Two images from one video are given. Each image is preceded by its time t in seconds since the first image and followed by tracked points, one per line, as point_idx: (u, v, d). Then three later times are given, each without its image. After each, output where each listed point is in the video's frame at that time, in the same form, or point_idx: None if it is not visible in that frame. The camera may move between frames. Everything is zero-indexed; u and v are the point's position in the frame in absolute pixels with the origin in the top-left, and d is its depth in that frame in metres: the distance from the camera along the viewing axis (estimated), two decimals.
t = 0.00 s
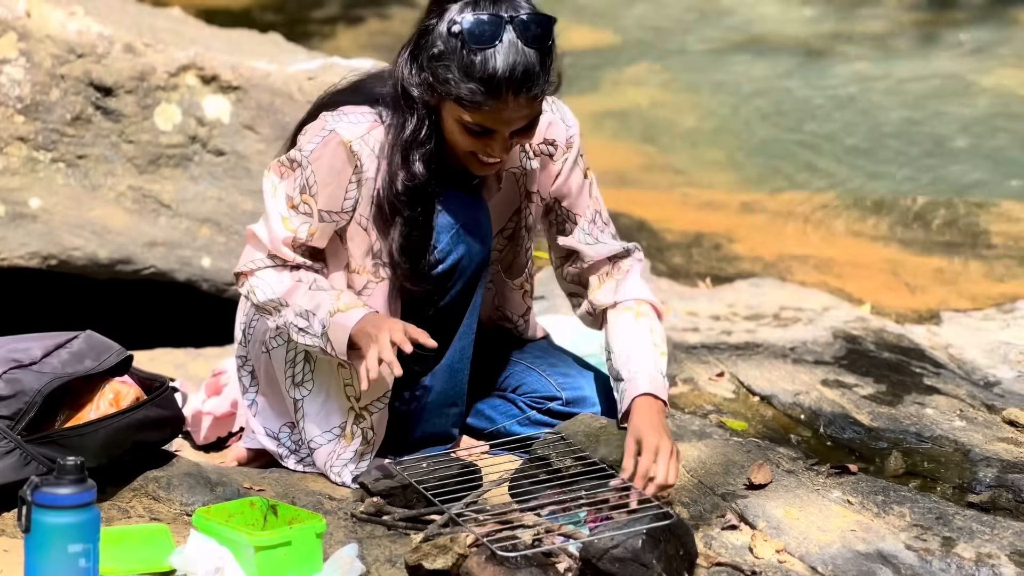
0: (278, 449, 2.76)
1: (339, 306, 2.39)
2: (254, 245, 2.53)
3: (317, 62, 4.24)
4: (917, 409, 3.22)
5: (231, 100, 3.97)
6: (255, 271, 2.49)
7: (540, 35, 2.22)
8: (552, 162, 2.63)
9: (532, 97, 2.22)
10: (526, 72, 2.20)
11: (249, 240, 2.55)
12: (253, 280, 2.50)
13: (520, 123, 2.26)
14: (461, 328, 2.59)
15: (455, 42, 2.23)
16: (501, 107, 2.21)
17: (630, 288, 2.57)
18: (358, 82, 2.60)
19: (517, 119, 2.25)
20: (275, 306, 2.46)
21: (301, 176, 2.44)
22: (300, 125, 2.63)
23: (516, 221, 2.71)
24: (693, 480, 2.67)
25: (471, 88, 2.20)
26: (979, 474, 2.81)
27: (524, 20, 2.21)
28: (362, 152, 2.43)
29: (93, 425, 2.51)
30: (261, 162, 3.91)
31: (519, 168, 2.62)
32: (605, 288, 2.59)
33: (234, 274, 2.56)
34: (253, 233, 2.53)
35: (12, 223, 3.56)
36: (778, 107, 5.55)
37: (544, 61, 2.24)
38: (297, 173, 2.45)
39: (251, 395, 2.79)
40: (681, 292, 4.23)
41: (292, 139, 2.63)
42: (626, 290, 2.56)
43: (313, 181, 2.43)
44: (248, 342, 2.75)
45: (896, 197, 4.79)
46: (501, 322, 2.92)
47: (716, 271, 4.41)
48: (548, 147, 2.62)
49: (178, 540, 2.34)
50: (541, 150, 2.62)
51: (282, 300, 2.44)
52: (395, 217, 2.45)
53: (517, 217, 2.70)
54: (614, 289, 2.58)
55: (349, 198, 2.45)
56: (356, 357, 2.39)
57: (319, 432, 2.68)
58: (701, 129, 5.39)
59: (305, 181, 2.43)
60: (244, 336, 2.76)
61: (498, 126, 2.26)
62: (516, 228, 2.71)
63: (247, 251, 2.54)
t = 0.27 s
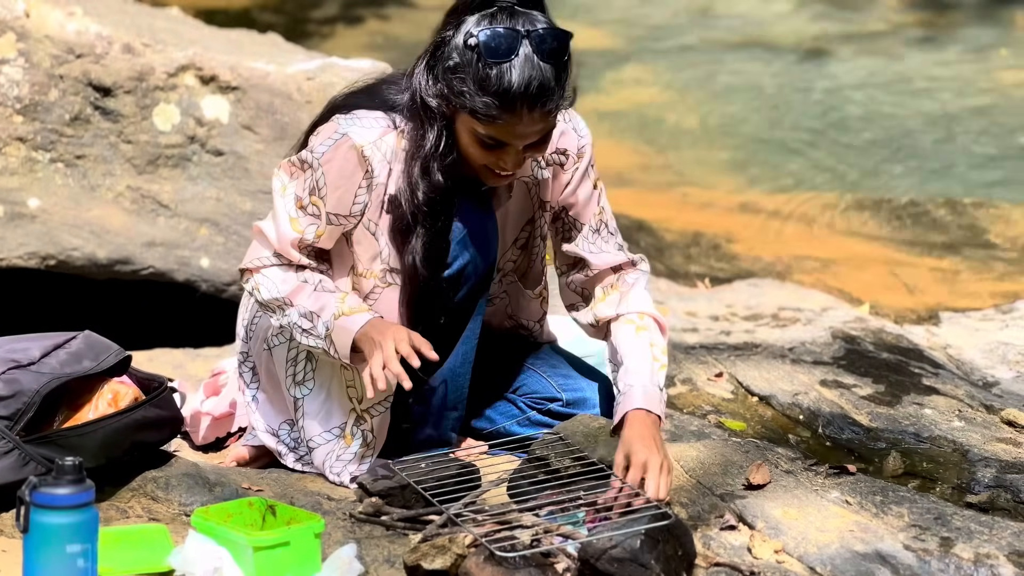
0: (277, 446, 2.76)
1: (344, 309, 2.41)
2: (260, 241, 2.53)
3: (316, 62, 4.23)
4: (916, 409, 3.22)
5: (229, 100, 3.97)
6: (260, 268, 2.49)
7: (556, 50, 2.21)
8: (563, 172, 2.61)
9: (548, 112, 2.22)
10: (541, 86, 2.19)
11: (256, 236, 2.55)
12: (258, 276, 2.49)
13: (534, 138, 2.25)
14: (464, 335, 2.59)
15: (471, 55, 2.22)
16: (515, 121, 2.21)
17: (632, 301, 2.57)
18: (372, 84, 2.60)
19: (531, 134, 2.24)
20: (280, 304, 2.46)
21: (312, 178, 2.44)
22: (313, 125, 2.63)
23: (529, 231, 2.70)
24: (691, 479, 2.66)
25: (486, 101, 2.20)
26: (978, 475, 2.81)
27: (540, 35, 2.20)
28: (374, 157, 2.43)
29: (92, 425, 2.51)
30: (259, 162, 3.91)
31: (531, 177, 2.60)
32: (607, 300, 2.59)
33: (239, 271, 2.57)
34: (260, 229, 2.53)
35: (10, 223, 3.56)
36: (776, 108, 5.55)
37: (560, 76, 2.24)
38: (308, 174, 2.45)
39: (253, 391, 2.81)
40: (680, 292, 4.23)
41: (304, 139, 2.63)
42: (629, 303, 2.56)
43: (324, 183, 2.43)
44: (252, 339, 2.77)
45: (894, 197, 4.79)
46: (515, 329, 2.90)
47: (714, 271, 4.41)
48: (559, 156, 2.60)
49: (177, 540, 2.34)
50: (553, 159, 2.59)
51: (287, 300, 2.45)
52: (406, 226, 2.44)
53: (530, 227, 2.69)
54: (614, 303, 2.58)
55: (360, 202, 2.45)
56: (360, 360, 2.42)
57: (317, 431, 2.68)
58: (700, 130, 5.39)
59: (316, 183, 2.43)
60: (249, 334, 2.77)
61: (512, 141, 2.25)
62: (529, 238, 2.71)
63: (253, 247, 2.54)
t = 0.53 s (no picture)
0: (277, 448, 2.75)
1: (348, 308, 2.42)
2: (262, 241, 2.52)
3: (315, 63, 4.23)
4: (916, 410, 3.22)
5: (229, 100, 3.97)
6: (263, 267, 2.48)
7: (560, 45, 2.22)
8: (563, 171, 2.61)
9: (552, 106, 2.22)
10: (546, 81, 2.19)
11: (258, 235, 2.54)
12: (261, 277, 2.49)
13: (538, 132, 2.25)
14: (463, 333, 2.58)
15: (476, 50, 2.22)
16: (519, 116, 2.21)
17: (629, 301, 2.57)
18: (373, 83, 2.60)
19: (536, 129, 2.24)
20: (284, 305, 2.46)
21: (315, 175, 2.44)
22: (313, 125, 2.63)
23: (529, 230, 2.70)
24: (691, 481, 2.66)
25: (491, 96, 2.20)
26: (978, 475, 2.81)
27: (544, 30, 2.20)
28: (376, 154, 2.43)
29: (92, 425, 2.51)
30: (259, 163, 3.91)
31: (531, 176, 2.59)
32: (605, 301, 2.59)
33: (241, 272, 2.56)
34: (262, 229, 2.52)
35: (9, 223, 3.55)
36: (775, 108, 5.56)
37: (564, 71, 2.24)
38: (311, 172, 2.44)
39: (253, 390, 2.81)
40: (679, 292, 4.24)
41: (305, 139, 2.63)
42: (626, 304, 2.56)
43: (326, 181, 2.42)
44: (251, 339, 2.76)
45: (894, 197, 4.79)
46: (514, 329, 2.89)
47: (714, 271, 4.41)
48: (560, 155, 2.60)
49: (176, 540, 2.34)
50: (553, 158, 2.59)
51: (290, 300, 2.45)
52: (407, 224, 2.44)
53: (530, 226, 2.69)
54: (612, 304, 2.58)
55: (362, 199, 2.45)
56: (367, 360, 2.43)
57: (317, 431, 2.67)
58: (699, 130, 5.39)
59: (319, 180, 2.43)
60: (249, 334, 2.77)
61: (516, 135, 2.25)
62: (529, 236, 2.70)
63: (254, 247, 2.53)
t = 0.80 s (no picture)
0: (277, 447, 2.76)
1: (344, 310, 2.43)
2: (260, 241, 2.53)
3: (315, 62, 4.23)
4: (915, 409, 3.22)
5: (229, 100, 3.97)
6: (260, 267, 2.49)
7: (558, 47, 2.22)
8: (560, 169, 2.60)
9: (549, 108, 2.21)
10: (543, 83, 2.19)
11: (256, 235, 2.55)
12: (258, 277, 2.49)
13: (535, 134, 2.25)
14: (462, 328, 2.58)
15: (473, 52, 2.22)
16: (516, 118, 2.20)
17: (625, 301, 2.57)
18: (371, 83, 2.60)
19: (533, 130, 2.24)
20: (281, 305, 2.47)
21: (312, 174, 2.43)
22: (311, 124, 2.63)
23: (526, 228, 2.69)
24: (690, 480, 2.67)
25: (488, 97, 2.20)
26: (977, 475, 2.82)
27: (541, 31, 2.20)
28: (373, 153, 2.43)
29: (91, 425, 2.51)
30: (259, 162, 3.91)
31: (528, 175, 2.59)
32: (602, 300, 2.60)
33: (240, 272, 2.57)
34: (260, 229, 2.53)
35: (9, 223, 3.54)
36: (775, 107, 5.56)
37: (561, 73, 2.24)
38: (307, 171, 2.44)
39: (252, 389, 2.81)
40: (679, 292, 4.24)
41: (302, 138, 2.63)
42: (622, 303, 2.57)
43: (323, 180, 2.42)
44: (250, 338, 2.77)
45: (894, 196, 4.79)
46: (513, 328, 2.89)
47: (714, 271, 4.42)
48: (557, 153, 2.60)
49: (176, 540, 2.34)
50: (550, 156, 2.59)
51: (287, 301, 2.46)
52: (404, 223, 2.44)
53: (527, 224, 2.68)
54: (609, 302, 2.59)
55: (359, 198, 2.45)
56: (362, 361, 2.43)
57: (316, 430, 2.68)
58: (699, 129, 5.39)
59: (316, 180, 2.43)
60: (247, 334, 2.78)
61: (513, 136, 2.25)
62: (527, 235, 2.70)
63: (253, 247, 2.54)
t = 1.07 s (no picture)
0: (279, 446, 2.76)
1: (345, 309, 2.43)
2: (262, 241, 2.54)
3: (316, 61, 4.23)
4: (917, 407, 3.22)
5: (230, 99, 3.97)
6: (262, 267, 2.49)
7: (561, 50, 2.22)
8: (562, 169, 2.61)
9: (552, 112, 2.21)
10: (546, 86, 2.19)
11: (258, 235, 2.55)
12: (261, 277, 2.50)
13: (538, 138, 2.25)
14: (463, 328, 2.58)
15: (476, 55, 2.22)
16: (519, 122, 2.20)
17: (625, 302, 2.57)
18: (373, 82, 2.61)
19: (536, 134, 2.24)
20: (282, 304, 2.47)
21: (314, 174, 2.43)
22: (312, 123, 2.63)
23: (528, 228, 2.70)
24: (692, 479, 2.67)
25: (491, 101, 2.19)
26: (979, 473, 2.82)
27: (545, 34, 2.20)
28: (375, 153, 2.43)
29: (93, 423, 2.51)
30: (260, 161, 3.91)
31: (529, 175, 2.60)
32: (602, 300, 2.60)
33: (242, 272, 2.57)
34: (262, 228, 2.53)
35: (11, 222, 3.54)
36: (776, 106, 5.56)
37: (564, 77, 2.24)
38: (309, 171, 2.44)
39: (254, 388, 2.82)
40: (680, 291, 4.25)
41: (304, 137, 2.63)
42: (622, 304, 2.57)
43: (325, 181, 2.42)
44: (251, 338, 2.78)
45: (895, 195, 4.79)
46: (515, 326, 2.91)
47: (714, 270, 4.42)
48: (559, 153, 2.61)
49: (177, 538, 2.34)
50: (552, 156, 2.60)
51: (287, 300, 2.46)
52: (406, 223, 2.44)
53: (529, 224, 2.69)
54: (609, 303, 2.59)
55: (361, 197, 2.45)
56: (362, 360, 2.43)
57: (318, 429, 2.68)
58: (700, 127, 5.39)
59: (318, 180, 2.43)
60: (249, 333, 2.79)
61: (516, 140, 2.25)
62: (529, 235, 2.71)
63: (255, 247, 2.54)
